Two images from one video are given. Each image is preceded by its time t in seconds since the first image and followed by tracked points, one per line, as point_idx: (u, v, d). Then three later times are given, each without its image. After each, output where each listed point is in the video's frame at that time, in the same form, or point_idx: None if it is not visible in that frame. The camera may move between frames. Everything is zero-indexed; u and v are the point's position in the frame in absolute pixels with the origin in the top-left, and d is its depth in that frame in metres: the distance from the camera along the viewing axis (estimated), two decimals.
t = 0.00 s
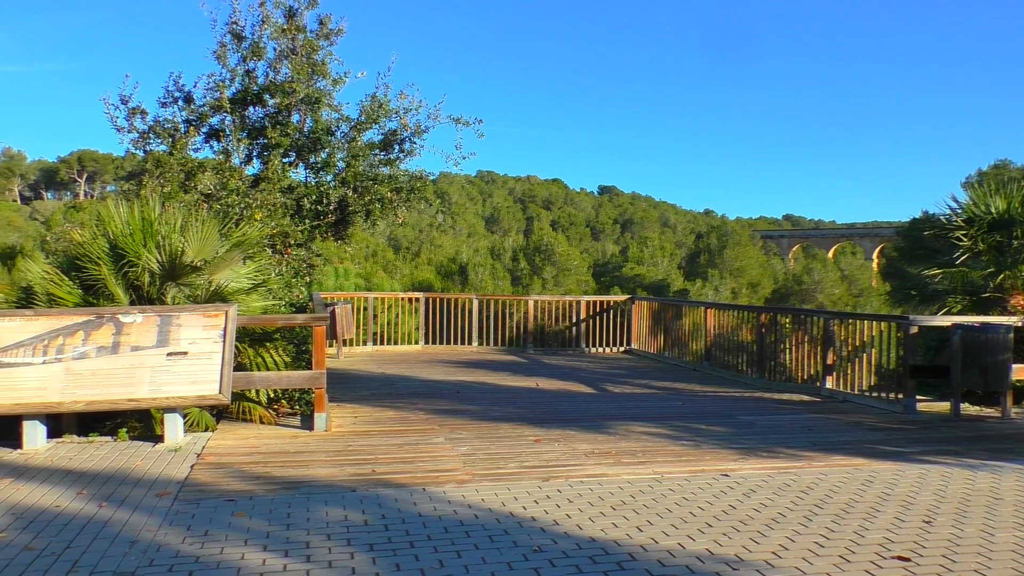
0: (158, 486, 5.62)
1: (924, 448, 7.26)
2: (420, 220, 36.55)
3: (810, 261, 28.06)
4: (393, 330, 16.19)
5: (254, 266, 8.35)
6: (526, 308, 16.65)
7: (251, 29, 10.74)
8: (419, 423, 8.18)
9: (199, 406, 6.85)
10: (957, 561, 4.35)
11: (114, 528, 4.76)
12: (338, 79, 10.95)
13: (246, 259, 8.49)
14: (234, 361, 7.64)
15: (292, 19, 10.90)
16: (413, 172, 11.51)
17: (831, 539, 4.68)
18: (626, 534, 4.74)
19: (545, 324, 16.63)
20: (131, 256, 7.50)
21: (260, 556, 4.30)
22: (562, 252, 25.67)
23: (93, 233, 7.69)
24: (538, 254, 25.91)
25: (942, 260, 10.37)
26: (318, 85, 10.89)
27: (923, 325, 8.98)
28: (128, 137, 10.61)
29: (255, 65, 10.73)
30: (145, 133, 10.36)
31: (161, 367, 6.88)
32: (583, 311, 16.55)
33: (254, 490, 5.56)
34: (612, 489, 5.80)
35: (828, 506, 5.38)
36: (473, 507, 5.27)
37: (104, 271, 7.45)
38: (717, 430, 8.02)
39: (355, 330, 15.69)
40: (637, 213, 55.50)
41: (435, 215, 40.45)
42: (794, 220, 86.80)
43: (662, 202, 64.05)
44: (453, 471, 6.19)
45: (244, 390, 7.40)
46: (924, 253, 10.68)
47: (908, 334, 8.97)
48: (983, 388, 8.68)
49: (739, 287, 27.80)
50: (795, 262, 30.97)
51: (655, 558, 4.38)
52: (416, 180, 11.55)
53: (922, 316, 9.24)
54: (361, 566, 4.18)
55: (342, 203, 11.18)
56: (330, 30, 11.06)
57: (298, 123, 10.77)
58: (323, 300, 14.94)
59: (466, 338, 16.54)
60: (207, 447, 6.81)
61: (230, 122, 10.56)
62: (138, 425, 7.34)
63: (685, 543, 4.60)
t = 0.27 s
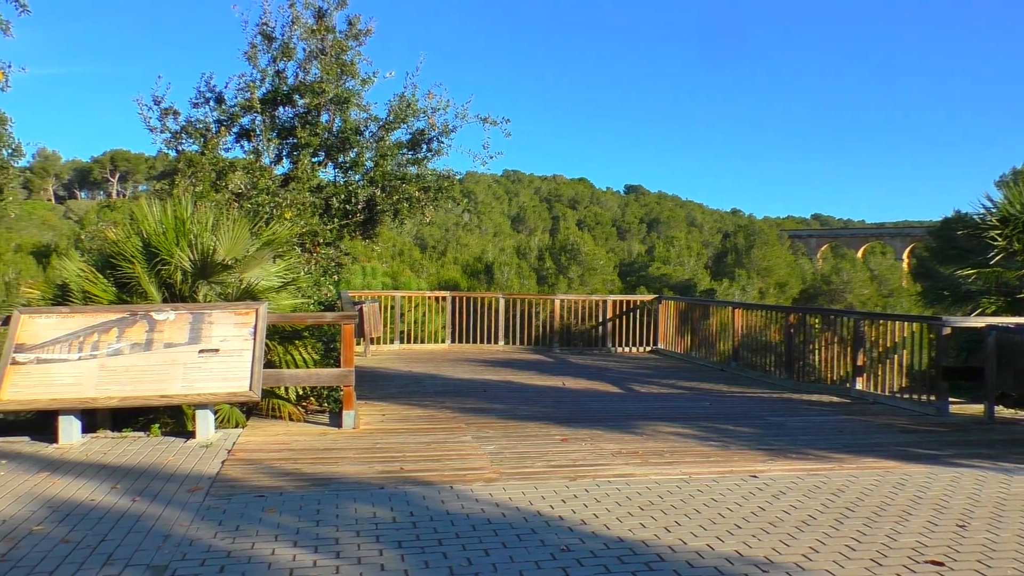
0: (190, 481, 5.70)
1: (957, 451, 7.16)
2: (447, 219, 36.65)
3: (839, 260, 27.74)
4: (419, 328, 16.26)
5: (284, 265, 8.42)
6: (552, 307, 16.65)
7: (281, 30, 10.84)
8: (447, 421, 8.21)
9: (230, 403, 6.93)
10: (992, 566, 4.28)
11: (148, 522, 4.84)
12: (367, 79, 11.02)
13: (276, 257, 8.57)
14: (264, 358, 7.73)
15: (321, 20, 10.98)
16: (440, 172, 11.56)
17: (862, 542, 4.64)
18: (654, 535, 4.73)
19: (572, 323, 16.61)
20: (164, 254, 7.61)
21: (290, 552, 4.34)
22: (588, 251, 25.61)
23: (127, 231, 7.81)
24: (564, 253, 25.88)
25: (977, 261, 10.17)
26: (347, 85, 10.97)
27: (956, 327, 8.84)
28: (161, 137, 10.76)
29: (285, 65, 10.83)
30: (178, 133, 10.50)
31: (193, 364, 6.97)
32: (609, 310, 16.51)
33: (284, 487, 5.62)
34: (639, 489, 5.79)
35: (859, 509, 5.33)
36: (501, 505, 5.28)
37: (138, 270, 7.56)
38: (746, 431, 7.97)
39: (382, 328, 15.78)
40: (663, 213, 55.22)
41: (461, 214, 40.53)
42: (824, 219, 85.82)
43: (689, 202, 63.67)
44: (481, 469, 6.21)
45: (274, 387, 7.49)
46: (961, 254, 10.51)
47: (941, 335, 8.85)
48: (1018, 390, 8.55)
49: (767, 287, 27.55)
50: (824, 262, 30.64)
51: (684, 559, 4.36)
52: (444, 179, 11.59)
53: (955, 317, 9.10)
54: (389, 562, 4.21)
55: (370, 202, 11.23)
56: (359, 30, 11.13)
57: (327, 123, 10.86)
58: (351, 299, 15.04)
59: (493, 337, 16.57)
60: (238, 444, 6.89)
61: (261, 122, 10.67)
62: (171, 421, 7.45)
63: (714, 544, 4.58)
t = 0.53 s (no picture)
0: (220, 477, 5.76)
1: (991, 455, 7.05)
2: (472, 218, 36.67)
3: (868, 260, 27.39)
4: (445, 327, 16.30)
5: (311, 263, 8.47)
6: (577, 307, 16.61)
7: (309, 30, 10.92)
8: (472, 420, 8.22)
9: (258, 400, 7.00)
10: None
11: (179, 517, 4.90)
12: (394, 79, 11.06)
13: (304, 256, 8.64)
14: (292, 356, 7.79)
15: (349, 20, 11.04)
16: (466, 171, 11.57)
17: (893, 547, 4.58)
18: (682, 536, 4.70)
19: (597, 323, 16.56)
20: (194, 252, 7.70)
21: (318, 548, 4.37)
22: (614, 250, 25.51)
23: (157, 229, 7.90)
24: (589, 253, 25.80)
25: (1012, 262, 9.97)
26: (374, 84, 11.02)
27: (991, 328, 8.70)
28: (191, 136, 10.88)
29: (313, 65, 10.89)
30: (207, 133, 10.60)
31: (223, 361, 7.04)
32: (635, 310, 16.44)
33: (311, 483, 5.66)
34: (666, 489, 5.76)
35: (890, 512, 5.26)
36: (527, 504, 5.28)
37: (168, 268, 7.65)
38: (774, 432, 7.90)
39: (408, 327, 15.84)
40: (689, 212, 54.86)
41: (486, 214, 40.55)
42: (853, 218, 84.75)
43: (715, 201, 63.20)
44: (507, 469, 6.21)
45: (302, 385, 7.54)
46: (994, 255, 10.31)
47: (975, 337, 8.71)
48: None
49: (794, 287, 27.28)
50: (853, 262, 30.26)
51: (712, 561, 4.33)
52: (470, 178, 11.61)
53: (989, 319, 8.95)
54: (416, 560, 4.22)
55: (396, 201, 11.26)
56: (386, 30, 11.18)
57: (354, 122, 10.92)
58: (377, 297, 15.11)
59: (518, 337, 16.56)
60: (266, 441, 6.95)
61: (289, 122, 10.76)
62: (200, 418, 7.53)
63: (743, 546, 4.55)
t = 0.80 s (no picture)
0: (250, 472, 5.83)
1: None
2: (496, 218, 36.68)
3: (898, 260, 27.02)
4: (470, 326, 16.34)
5: (339, 261, 8.52)
6: (602, 306, 16.57)
7: (338, 30, 10.99)
8: (498, 419, 8.24)
9: (287, 397, 7.07)
10: None
11: (210, 511, 4.97)
12: (421, 78, 11.11)
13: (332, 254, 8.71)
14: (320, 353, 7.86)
15: (377, 19, 11.10)
16: (492, 170, 11.60)
17: (925, 550, 4.53)
18: (709, 537, 4.69)
19: (622, 323, 16.51)
20: (224, 250, 7.80)
21: (347, 544, 4.41)
22: (639, 249, 25.40)
23: (188, 228, 8.02)
24: (614, 252, 25.70)
25: None
26: (401, 83, 11.07)
27: None
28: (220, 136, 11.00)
29: (341, 65, 10.97)
30: (237, 133, 10.71)
31: (252, 358, 7.12)
32: (660, 309, 16.38)
33: (339, 480, 5.71)
34: (693, 490, 5.74)
35: (920, 515, 5.20)
36: (553, 503, 5.29)
37: (199, 265, 7.75)
38: (802, 433, 7.84)
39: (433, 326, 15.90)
40: (715, 211, 54.45)
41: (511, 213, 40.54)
42: (881, 217, 83.69)
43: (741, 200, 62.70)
44: (533, 467, 6.22)
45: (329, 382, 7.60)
46: None
47: (1007, 338, 8.58)
48: None
49: (821, 287, 26.99)
50: (882, 262, 29.88)
51: (740, 562, 4.32)
52: (496, 177, 11.63)
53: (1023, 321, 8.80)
54: (444, 557, 4.25)
55: (423, 200, 11.29)
56: (413, 29, 11.23)
57: (382, 121, 10.99)
58: (403, 296, 15.19)
59: (543, 336, 16.56)
60: (294, 437, 7.02)
61: (317, 121, 10.85)
62: (229, 414, 7.62)
63: (771, 548, 4.52)
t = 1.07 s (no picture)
0: (279, 469, 5.89)
1: None
2: (521, 217, 36.66)
3: (928, 260, 26.65)
4: (495, 325, 16.36)
5: (367, 261, 8.56)
6: (628, 306, 16.53)
7: (366, 30, 11.06)
8: (524, 418, 8.25)
9: (315, 395, 7.13)
10: None
11: (241, 507, 5.02)
12: (448, 78, 11.15)
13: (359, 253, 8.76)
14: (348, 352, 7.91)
15: (404, 20, 11.15)
16: (518, 169, 11.61)
17: (958, 555, 4.47)
18: (738, 539, 4.66)
19: (648, 323, 16.45)
20: (254, 249, 7.87)
21: (376, 541, 4.44)
22: (664, 249, 25.28)
23: (218, 227, 8.11)
24: (639, 251, 25.60)
25: None
26: (428, 83, 11.12)
27: None
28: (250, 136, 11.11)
29: (369, 65, 11.04)
30: (266, 133, 10.81)
31: (281, 356, 7.18)
32: (686, 310, 16.30)
33: (368, 477, 5.75)
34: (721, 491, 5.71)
35: (953, 520, 5.13)
36: (581, 503, 5.29)
37: (229, 264, 7.83)
38: (831, 436, 7.76)
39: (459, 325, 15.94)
40: (742, 211, 54.04)
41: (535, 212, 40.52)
42: (912, 216, 82.52)
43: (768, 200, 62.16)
44: (560, 467, 6.22)
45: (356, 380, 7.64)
46: None
47: None
48: None
49: (849, 288, 26.68)
50: (911, 262, 29.49)
51: (770, 564, 4.28)
52: (522, 177, 11.64)
53: None
54: (472, 556, 4.26)
55: (449, 199, 11.28)
56: (441, 29, 11.27)
57: (409, 121, 11.06)
58: (429, 295, 15.25)
59: (568, 335, 16.53)
60: (322, 435, 7.07)
61: (345, 121, 10.93)
62: (258, 411, 7.70)
63: (801, 551, 4.49)
